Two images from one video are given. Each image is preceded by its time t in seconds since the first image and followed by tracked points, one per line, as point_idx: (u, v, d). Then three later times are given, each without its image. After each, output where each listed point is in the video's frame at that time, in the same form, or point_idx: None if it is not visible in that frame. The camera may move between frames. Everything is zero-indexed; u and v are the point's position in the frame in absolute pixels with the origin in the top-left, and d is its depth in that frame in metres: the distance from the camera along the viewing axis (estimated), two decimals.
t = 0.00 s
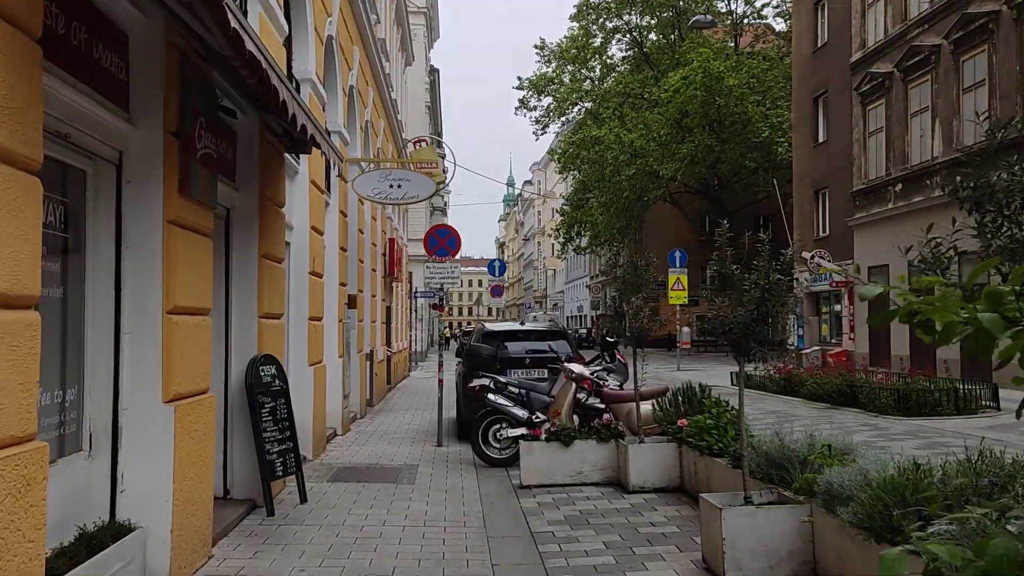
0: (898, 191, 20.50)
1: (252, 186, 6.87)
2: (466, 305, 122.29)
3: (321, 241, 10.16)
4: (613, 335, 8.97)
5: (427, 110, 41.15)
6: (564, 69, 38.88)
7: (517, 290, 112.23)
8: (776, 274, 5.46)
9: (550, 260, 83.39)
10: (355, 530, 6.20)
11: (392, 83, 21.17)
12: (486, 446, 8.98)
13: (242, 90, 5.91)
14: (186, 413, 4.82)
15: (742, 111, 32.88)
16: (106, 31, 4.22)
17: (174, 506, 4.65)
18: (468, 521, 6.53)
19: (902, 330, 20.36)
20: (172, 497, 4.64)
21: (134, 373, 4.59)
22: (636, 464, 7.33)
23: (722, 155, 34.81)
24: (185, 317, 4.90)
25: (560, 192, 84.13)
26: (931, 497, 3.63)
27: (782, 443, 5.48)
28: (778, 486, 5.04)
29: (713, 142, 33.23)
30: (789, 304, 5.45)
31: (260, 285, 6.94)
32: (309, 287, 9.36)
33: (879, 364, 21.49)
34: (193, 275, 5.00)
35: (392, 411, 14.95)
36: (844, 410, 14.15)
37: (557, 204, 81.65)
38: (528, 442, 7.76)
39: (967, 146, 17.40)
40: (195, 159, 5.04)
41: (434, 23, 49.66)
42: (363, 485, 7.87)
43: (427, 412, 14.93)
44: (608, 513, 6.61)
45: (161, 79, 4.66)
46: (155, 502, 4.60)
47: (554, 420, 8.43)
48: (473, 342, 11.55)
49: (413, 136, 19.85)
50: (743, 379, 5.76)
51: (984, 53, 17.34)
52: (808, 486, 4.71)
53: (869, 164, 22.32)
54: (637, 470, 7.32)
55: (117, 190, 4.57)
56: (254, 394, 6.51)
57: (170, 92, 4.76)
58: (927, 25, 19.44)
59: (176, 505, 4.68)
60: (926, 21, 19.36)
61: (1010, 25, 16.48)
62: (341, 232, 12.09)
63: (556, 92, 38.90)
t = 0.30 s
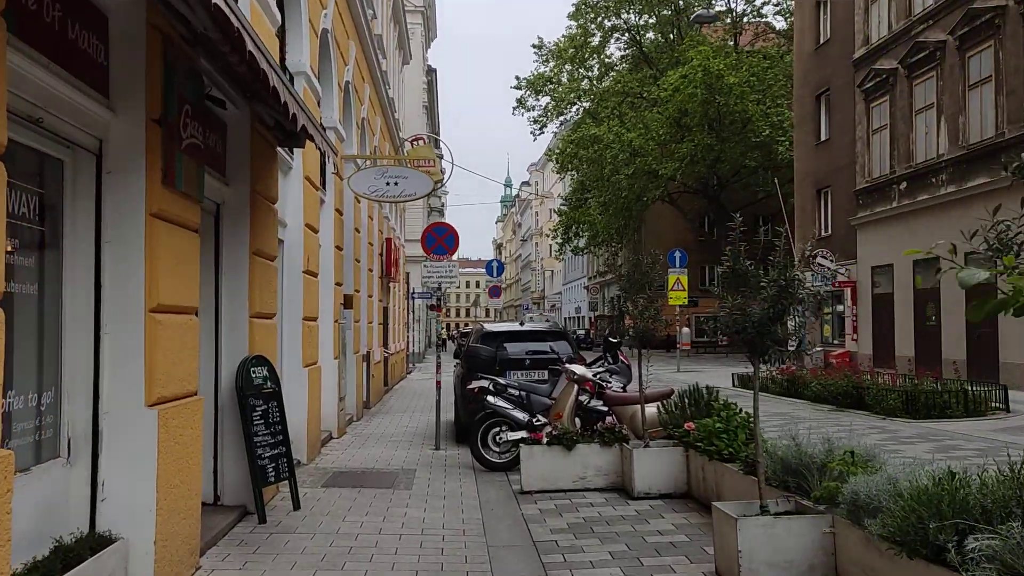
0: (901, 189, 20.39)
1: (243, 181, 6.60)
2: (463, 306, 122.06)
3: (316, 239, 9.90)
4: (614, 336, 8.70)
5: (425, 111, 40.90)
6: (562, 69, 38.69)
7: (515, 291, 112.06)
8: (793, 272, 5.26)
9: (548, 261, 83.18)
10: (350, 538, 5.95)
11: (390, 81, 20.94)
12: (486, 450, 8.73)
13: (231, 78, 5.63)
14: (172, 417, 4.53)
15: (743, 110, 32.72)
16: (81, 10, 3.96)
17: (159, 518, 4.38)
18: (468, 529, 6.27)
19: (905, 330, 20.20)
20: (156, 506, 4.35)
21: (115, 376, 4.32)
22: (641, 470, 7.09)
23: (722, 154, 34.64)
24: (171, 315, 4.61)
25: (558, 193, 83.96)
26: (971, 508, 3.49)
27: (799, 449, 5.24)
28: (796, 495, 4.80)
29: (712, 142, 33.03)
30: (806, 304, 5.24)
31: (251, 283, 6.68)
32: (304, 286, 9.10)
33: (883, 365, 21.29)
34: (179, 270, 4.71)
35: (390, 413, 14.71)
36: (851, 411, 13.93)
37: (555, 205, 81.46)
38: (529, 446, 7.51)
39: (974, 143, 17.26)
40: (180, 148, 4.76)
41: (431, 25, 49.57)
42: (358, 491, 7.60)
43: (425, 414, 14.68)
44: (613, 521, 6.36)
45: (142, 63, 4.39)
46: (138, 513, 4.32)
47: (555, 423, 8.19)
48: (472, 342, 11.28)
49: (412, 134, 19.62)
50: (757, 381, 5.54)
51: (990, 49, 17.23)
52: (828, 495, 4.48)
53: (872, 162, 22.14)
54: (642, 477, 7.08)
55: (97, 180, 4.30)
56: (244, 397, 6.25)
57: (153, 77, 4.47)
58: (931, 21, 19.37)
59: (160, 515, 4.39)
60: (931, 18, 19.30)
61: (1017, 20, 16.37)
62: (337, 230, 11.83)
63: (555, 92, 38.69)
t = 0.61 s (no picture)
0: (901, 188, 20.16)
1: (231, 177, 6.31)
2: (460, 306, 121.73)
3: (309, 238, 9.61)
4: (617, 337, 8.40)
5: (421, 110, 40.60)
6: (559, 67, 38.42)
7: (512, 290, 111.80)
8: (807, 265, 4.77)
9: (545, 261, 82.92)
10: (343, 550, 5.65)
11: (385, 78, 20.64)
12: (485, 455, 8.45)
13: (216, 67, 5.34)
14: (150, 426, 4.28)
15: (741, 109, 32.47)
16: None
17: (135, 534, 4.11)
18: (467, 541, 5.98)
19: (906, 331, 19.97)
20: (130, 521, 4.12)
21: (88, 383, 4.04)
22: (647, 476, 6.82)
23: (719, 153, 34.41)
24: (152, 317, 4.37)
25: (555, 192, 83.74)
26: (1012, 525, 3.21)
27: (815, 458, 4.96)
28: (813, 506, 4.53)
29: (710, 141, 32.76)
30: (826, 300, 4.73)
31: (239, 283, 6.40)
32: (297, 286, 8.82)
33: (884, 365, 21.07)
34: (160, 271, 4.46)
35: (385, 415, 14.43)
36: (854, 413, 13.67)
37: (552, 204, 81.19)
38: (530, 451, 7.24)
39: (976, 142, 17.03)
40: (160, 140, 4.47)
41: (428, 23, 49.28)
42: (352, 498, 7.31)
43: (421, 415, 14.41)
44: (618, 531, 6.08)
45: (118, 48, 4.10)
46: (111, 529, 4.07)
47: (557, 428, 7.93)
48: (469, 343, 11.00)
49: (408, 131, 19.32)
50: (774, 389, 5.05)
51: (992, 46, 16.99)
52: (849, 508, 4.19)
53: (871, 161, 21.90)
54: (648, 484, 6.81)
55: (70, 173, 4.01)
56: (232, 403, 5.96)
57: (130, 63, 4.19)
58: (932, 18, 19.12)
59: (136, 530, 4.16)
60: (931, 15, 19.05)
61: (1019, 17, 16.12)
62: (331, 228, 11.54)
63: (551, 91, 38.42)
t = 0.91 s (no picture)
0: (902, 185, 19.89)
1: (215, 165, 6.02)
2: (457, 304, 121.41)
3: (300, 232, 9.30)
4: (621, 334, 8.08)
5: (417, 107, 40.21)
6: (556, 65, 38.12)
7: (509, 289, 111.47)
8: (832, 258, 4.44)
9: (542, 259, 82.58)
10: (330, 558, 5.33)
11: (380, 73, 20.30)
12: (482, 455, 8.16)
13: (195, 44, 5.03)
14: (121, 427, 3.98)
15: (740, 106, 32.17)
16: None
17: (103, 545, 3.82)
18: (463, 548, 5.67)
19: (908, 328, 19.71)
20: (99, 530, 3.81)
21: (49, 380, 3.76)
22: (651, 478, 6.53)
23: (718, 150, 34.12)
24: (123, 310, 4.07)
25: (551, 190, 83.42)
26: None
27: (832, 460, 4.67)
28: (832, 511, 4.25)
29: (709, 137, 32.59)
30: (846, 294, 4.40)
31: (225, 276, 6.10)
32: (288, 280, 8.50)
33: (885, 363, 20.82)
34: (132, 260, 4.16)
35: (380, 414, 14.12)
36: (857, 412, 13.38)
37: (549, 202, 80.85)
38: (529, 452, 6.94)
39: (979, 138, 16.75)
40: (132, 118, 4.17)
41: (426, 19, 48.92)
42: (344, 501, 7.01)
43: (417, 415, 14.10)
44: (622, 536, 5.79)
45: (82, 15, 3.80)
46: (77, 537, 3.77)
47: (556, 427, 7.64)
48: (466, 340, 10.69)
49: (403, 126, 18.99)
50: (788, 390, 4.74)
51: (996, 40, 16.71)
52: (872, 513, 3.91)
53: (872, 157, 21.63)
54: (652, 486, 6.53)
55: (32, 152, 3.76)
56: (214, 402, 5.66)
57: (98, 34, 3.89)
58: (933, 13, 18.84)
59: (106, 540, 3.85)
60: (933, 9, 18.76)
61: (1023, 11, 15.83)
62: (325, 222, 11.24)
63: (548, 88, 38.11)
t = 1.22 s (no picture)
0: (905, 181, 19.61)
1: (197, 156, 5.71)
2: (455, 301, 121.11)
3: (291, 226, 8.99)
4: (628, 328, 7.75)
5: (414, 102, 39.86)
6: (554, 60, 37.82)
7: (507, 285, 111.21)
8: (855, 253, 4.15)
9: (540, 256, 82.31)
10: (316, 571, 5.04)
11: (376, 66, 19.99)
12: (478, 458, 7.88)
13: (174, 26, 4.69)
14: (88, 435, 3.70)
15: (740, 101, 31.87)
16: None
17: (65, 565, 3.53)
18: (458, 559, 5.36)
19: (910, 326, 19.46)
20: (61, 548, 3.52)
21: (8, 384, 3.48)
22: (654, 484, 6.25)
23: (717, 145, 33.81)
24: (89, 309, 3.77)
25: (549, 186, 83.08)
26: None
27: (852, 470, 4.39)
28: (852, 527, 3.97)
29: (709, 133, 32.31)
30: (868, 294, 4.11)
31: (207, 273, 5.80)
32: (277, 277, 8.21)
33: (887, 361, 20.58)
34: (100, 256, 3.85)
35: (375, 413, 13.85)
36: (862, 412, 13.12)
37: (547, 198, 80.53)
38: (527, 456, 6.66)
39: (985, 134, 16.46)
40: (101, 103, 3.84)
41: (423, 14, 48.56)
42: (334, 507, 6.72)
43: (412, 414, 13.83)
44: (624, 546, 5.51)
45: None
46: (38, 556, 3.48)
47: (555, 430, 7.36)
48: (462, 338, 10.39)
49: (400, 120, 18.67)
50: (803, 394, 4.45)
51: (1002, 34, 16.41)
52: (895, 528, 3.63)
53: (874, 153, 21.34)
54: (655, 493, 6.24)
55: None
56: (195, 405, 5.37)
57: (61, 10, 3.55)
58: (937, 6, 18.52)
59: (70, 558, 3.57)
60: (937, 3, 18.45)
61: None
62: (317, 217, 10.93)
63: (546, 83, 37.80)
